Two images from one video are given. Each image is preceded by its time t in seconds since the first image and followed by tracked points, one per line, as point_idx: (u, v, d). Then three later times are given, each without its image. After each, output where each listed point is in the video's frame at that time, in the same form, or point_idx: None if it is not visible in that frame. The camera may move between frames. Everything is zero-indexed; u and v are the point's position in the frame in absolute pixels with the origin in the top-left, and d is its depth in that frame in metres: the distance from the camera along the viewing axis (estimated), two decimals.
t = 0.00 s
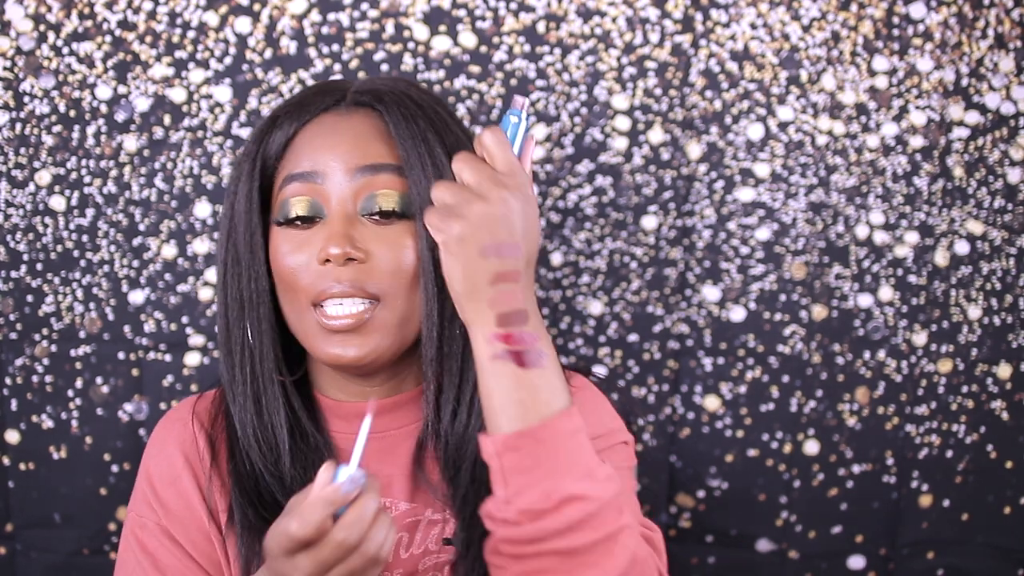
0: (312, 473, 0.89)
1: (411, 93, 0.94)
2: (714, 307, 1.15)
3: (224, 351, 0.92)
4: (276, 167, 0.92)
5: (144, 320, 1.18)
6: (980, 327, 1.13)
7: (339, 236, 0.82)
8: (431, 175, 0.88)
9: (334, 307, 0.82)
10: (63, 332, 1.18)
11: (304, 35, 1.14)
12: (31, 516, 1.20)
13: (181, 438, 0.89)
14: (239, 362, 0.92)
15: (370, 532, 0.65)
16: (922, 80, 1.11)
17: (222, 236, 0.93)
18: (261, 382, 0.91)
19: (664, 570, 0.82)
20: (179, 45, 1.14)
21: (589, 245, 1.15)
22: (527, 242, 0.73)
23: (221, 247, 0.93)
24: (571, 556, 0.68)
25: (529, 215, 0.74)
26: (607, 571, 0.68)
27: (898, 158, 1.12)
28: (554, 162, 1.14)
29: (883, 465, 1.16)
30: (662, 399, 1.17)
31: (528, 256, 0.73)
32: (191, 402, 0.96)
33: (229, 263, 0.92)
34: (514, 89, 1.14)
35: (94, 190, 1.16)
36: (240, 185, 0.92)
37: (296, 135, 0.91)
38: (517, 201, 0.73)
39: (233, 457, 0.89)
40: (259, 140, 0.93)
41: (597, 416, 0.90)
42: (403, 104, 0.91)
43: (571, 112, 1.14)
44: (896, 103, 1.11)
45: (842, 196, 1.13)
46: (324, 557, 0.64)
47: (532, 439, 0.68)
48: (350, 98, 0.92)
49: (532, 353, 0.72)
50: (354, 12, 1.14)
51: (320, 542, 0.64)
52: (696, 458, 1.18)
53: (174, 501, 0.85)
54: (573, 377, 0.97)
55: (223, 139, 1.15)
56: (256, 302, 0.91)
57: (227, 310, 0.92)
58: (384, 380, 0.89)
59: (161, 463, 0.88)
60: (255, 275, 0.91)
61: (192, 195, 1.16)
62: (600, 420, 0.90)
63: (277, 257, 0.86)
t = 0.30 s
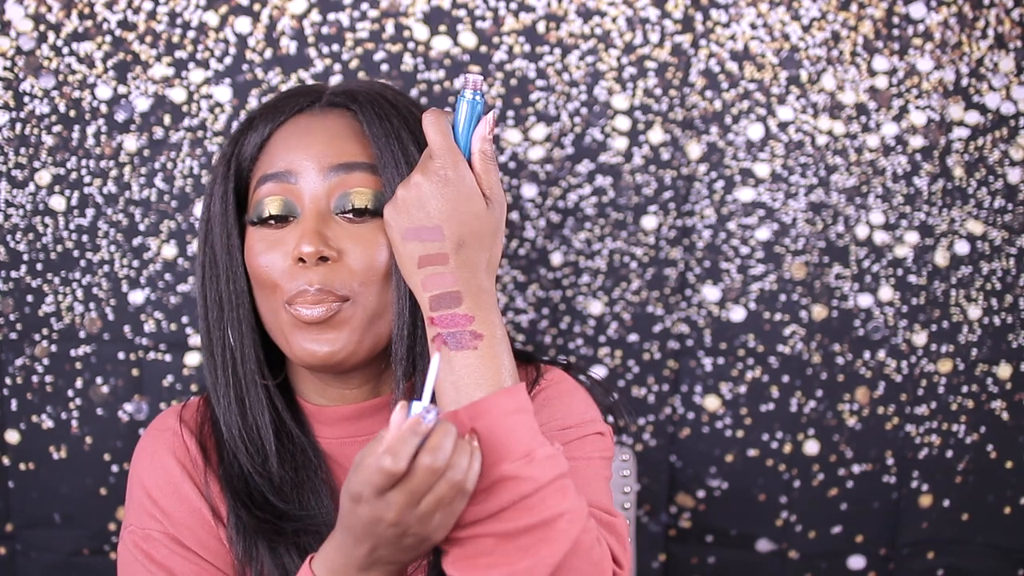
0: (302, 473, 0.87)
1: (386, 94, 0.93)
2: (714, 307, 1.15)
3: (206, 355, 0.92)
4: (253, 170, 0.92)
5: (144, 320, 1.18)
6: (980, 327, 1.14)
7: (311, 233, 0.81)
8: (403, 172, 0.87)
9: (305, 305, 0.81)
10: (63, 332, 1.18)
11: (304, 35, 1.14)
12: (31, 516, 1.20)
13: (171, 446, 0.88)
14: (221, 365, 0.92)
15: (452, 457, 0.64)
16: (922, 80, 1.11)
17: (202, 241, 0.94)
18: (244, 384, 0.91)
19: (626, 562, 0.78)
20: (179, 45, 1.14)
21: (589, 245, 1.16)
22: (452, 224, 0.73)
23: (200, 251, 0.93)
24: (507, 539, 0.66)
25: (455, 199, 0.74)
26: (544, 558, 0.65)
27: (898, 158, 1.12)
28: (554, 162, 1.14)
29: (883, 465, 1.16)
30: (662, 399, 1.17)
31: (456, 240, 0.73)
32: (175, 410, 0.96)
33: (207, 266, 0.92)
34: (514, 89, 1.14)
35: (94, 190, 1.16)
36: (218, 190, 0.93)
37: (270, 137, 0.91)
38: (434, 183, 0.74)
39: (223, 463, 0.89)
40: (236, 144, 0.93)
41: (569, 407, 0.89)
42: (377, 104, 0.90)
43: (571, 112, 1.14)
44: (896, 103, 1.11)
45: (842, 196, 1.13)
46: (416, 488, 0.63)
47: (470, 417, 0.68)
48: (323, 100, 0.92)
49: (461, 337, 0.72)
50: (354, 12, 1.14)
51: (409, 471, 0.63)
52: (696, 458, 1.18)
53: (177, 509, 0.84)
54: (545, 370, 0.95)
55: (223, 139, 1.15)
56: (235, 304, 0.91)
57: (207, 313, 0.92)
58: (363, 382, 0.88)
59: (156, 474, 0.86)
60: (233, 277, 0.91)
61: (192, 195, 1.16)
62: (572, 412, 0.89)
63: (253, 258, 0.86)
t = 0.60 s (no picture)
0: (302, 483, 0.87)
1: (372, 96, 0.91)
2: (714, 307, 1.15)
3: (199, 367, 0.92)
4: (240, 177, 0.90)
5: (144, 319, 1.18)
6: (980, 327, 1.14)
7: (306, 246, 0.81)
8: (394, 178, 0.86)
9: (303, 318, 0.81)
10: (63, 332, 1.18)
11: (304, 35, 1.14)
12: (31, 516, 1.20)
13: (170, 454, 0.88)
14: (214, 377, 0.91)
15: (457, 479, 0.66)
16: (922, 80, 1.11)
17: (190, 250, 0.92)
18: (238, 397, 0.91)
19: (632, 568, 0.80)
20: (179, 45, 1.14)
21: (589, 245, 1.16)
22: (453, 238, 0.74)
23: (189, 263, 0.92)
24: (514, 553, 0.69)
25: (456, 213, 0.74)
26: (550, 570, 0.68)
27: (899, 158, 1.12)
28: (554, 162, 1.14)
29: (883, 465, 1.16)
30: (662, 399, 1.17)
31: (457, 254, 0.74)
32: (171, 417, 0.95)
33: (197, 277, 0.91)
34: (514, 89, 1.14)
35: (94, 190, 1.16)
36: (204, 198, 0.91)
37: (257, 145, 0.89)
38: (436, 197, 0.74)
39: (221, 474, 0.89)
40: (221, 152, 0.91)
41: (570, 411, 0.89)
42: (364, 109, 0.89)
43: (571, 112, 1.14)
44: (896, 103, 1.11)
45: (842, 196, 1.13)
46: (421, 506, 0.65)
47: (474, 433, 0.70)
48: (308, 104, 0.90)
49: (463, 351, 0.74)
50: (354, 12, 1.14)
51: (416, 489, 0.65)
52: (696, 458, 1.18)
53: (174, 519, 0.85)
54: (546, 373, 0.95)
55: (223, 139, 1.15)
56: (228, 316, 0.90)
57: (199, 324, 0.91)
58: (361, 389, 0.88)
59: (154, 482, 0.87)
60: (225, 289, 0.90)
61: (192, 194, 1.16)
62: (573, 415, 0.89)
63: (246, 270, 0.85)
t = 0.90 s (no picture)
0: (303, 483, 0.87)
1: (383, 99, 0.91)
2: (714, 307, 1.15)
3: (202, 366, 0.92)
4: (247, 176, 0.89)
5: (144, 320, 1.18)
6: (980, 327, 1.14)
7: (312, 251, 0.81)
8: (403, 185, 0.86)
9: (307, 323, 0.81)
10: (63, 332, 1.18)
11: (304, 35, 1.14)
12: (31, 516, 1.20)
13: (171, 454, 0.88)
14: (217, 377, 0.91)
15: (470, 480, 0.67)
16: (923, 80, 1.11)
17: (194, 248, 0.92)
18: (242, 398, 0.91)
19: (641, 564, 0.81)
20: (179, 45, 1.14)
21: (589, 245, 1.16)
22: (465, 243, 0.74)
23: (193, 261, 0.92)
24: (531, 554, 0.69)
25: (468, 217, 0.74)
26: (569, 571, 0.69)
27: (898, 158, 1.12)
28: (554, 162, 1.14)
29: (883, 465, 1.16)
30: (662, 399, 1.17)
31: (468, 257, 0.74)
32: (173, 417, 0.95)
33: (202, 276, 0.91)
34: (514, 89, 1.14)
35: (94, 190, 1.16)
36: (210, 196, 0.91)
37: (265, 144, 0.88)
38: (447, 202, 0.73)
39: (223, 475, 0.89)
40: (228, 150, 0.90)
41: (574, 408, 0.89)
42: (374, 113, 0.88)
43: (571, 112, 1.14)
44: (896, 103, 1.11)
45: (842, 196, 1.13)
46: (433, 504, 0.66)
47: (490, 435, 0.70)
48: (320, 105, 0.89)
49: (476, 355, 0.74)
50: (354, 12, 1.14)
51: (429, 488, 0.66)
52: (696, 458, 1.18)
53: (174, 518, 0.85)
54: (548, 371, 0.95)
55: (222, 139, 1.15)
56: (231, 317, 0.90)
57: (203, 324, 0.92)
58: (363, 390, 0.88)
59: (155, 482, 0.87)
60: (229, 290, 0.90)
61: (192, 195, 1.16)
62: (576, 413, 0.89)
63: (251, 272, 0.85)
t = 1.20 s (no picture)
0: (307, 485, 0.87)
1: (385, 102, 0.91)
2: (714, 307, 1.15)
3: (204, 370, 0.92)
4: (248, 179, 0.89)
5: (144, 320, 1.18)
6: (980, 327, 1.14)
7: (314, 258, 0.81)
8: (405, 189, 0.86)
9: (312, 331, 0.81)
10: (63, 332, 1.18)
11: (304, 35, 1.14)
12: (31, 516, 1.20)
13: (174, 456, 0.88)
14: (219, 380, 0.91)
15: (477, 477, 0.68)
16: (923, 80, 1.11)
17: (196, 251, 0.92)
18: (244, 401, 0.91)
19: (645, 564, 0.81)
20: (179, 45, 1.14)
21: (589, 245, 1.16)
22: (470, 244, 0.74)
23: (194, 263, 0.92)
24: (536, 554, 0.69)
25: (471, 218, 0.74)
26: (573, 571, 0.68)
27: (899, 158, 1.12)
28: (554, 162, 1.14)
29: (883, 465, 1.16)
30: (662, 399, 1.17)
31: (472, 258, 0.74)
32: (176, 419, 0.95)
33: (203, 280, 0.91)
34: (514, 89, 1.14)
35: (94, 190, 1.16)
36: (211, 198, 0.90)
37: (267, 148, 0.88)
38: (451, 203, 0.73)
39: (226, 477, 0.89)
40: (230, 152, 0.90)
41: (575, 408, 0.89)
42: (376, 116, 0.88)
43: (571, 112, 1.14)
44: (896, 103, 1.11)
45: (842, 196, 1.13)
46: (440, 502, 0.66)
47: (493, 436, 0.71)
48: (321, 108, 0.89)
49: (481, 356, 0.74)
50: (354, 12, 1.14)
51: (437, 486, 0.66)
52: (696, 458, 1.18)
53: (177, 521, 0.85)
54: (550, 370, 0.95)
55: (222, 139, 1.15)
56: (233, 320, 0.90)
57: (205, 328, 0.91)
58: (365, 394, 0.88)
59: (158, 484, 0.87)
60: (231, 294, 0.90)
61: (192, 195, 1.16)
62: (577, 412, 0.89)
63: (253, 277, 0.85)
